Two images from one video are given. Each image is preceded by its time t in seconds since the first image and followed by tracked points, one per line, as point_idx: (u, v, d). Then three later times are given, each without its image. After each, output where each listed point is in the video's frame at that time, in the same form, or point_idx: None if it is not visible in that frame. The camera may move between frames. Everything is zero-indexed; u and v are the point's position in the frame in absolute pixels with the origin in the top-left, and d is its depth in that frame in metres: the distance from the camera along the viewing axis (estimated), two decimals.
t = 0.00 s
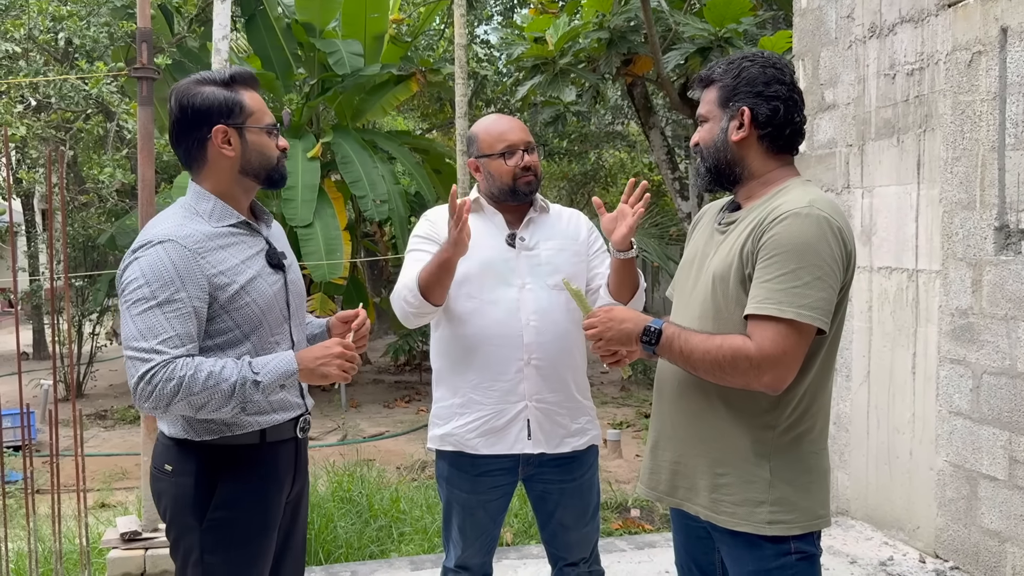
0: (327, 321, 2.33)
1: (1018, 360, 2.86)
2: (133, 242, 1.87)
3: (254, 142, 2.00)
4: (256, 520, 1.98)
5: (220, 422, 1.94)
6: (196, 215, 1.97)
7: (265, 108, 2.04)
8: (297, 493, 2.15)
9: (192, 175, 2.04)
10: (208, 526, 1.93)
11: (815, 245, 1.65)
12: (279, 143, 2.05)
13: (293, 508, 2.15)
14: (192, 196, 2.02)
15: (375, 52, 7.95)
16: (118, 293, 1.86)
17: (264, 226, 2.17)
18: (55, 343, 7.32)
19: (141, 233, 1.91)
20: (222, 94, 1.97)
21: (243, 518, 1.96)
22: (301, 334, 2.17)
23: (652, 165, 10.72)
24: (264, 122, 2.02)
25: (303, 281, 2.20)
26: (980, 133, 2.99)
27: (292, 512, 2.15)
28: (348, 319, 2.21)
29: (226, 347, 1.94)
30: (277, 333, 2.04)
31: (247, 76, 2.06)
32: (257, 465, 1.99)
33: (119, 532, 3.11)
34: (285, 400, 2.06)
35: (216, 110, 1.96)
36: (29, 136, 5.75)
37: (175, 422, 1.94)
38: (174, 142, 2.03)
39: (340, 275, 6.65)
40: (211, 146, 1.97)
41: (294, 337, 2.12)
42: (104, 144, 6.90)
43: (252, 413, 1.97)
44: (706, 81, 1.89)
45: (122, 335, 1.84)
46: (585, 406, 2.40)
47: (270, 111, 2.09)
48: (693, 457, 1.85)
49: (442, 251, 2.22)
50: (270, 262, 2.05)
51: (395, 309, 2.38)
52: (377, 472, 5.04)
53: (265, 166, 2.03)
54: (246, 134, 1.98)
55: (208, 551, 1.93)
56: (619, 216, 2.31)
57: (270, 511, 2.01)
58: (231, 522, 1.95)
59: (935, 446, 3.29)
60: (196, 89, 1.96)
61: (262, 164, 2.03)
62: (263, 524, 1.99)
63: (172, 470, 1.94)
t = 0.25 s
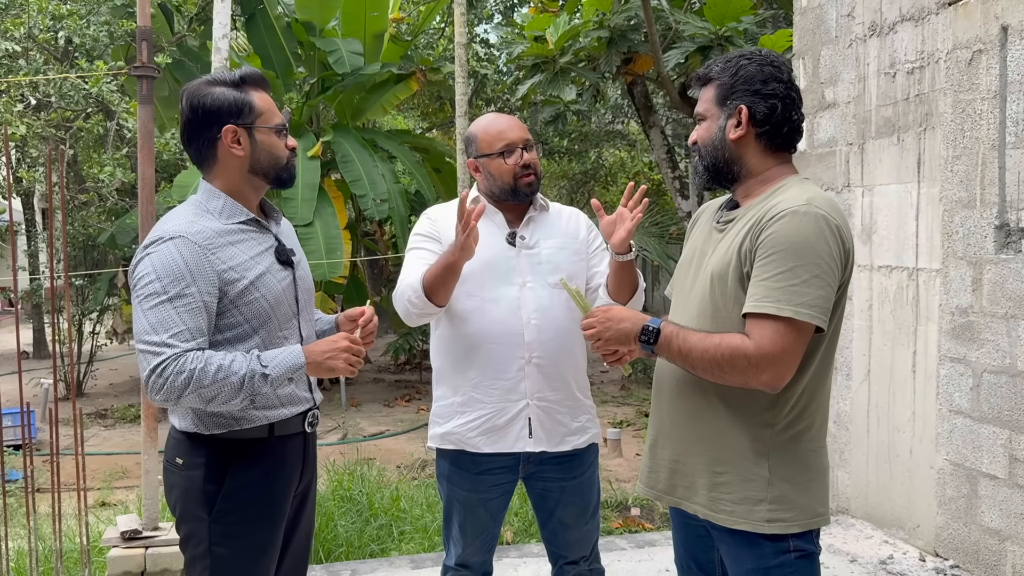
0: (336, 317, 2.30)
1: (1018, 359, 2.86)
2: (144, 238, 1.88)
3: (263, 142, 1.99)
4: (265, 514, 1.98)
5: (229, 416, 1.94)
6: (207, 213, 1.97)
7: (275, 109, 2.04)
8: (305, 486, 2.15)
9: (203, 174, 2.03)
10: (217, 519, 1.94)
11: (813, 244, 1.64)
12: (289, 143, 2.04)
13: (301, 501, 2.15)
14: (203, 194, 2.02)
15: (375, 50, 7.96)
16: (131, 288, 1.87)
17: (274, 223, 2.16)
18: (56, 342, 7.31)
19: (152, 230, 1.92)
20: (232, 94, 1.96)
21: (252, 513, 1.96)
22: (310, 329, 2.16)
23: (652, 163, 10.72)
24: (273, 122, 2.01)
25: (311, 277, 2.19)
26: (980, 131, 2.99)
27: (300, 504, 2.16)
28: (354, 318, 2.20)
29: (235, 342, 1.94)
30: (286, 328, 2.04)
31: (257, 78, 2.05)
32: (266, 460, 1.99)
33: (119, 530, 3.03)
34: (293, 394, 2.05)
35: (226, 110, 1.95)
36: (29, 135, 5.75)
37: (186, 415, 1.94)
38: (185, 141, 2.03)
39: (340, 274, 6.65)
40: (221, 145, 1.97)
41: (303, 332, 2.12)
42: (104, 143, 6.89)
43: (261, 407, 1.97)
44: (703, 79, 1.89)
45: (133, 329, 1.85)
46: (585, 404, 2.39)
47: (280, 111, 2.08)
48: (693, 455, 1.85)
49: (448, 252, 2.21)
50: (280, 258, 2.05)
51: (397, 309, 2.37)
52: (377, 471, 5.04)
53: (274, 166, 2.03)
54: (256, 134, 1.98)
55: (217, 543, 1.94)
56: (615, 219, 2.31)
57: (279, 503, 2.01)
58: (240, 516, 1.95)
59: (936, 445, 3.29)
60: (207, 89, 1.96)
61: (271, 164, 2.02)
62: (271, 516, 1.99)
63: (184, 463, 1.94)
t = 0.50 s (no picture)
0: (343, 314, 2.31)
1: (1018, 358, 2.86)
2: (155, 234, 1.88)
3: (270, 142, 1.99)
4: (274, 509, 1.99)
5: (238, 411, 1.94)
6: (216, 211, 1.97)
7: (282, 109, 2.03)
8: (313, 482, 2.15)
9: (211, 173, 2.03)
10: (226, 515, 1.94)
11: (809, 243, 1.64)
12: (296, 144, 2.04)
13: (309, 497, 2.16)
14: (211, 193, 2.02)
15: (375, 49, 7.96)
16: (141, 284, 1.87)
17: (280, 222, 2.16)
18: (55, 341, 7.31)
19: (161, 227, 1.92)
20: (240, 95, 1.96)
21: (261, 508, 1.97)
22: (317, 326, 2.16)
23: (652, 162, 10.72)
24: (280, 123, 2.01)
25: (318, 275, 2.19)
26: (979, 130, 2.99)
27: (308, 500, 2.16)
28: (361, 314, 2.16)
29: (244, 337, 1.94)
30: (294, 324, 2.04)
31: (264, 80, 2.05)
32: (275, 456, 1.99)
33: (119, 529, 2.98)
34: (301, 389, 2.05)
35: (234, 111, 1.95)
36: (29, 134, 5.74)
37: (196, 410, 1.95)
38: (193, 141, 2.03)
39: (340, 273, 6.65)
40: (228, 145, 1.97)
41: (311, 328, 2.12)
42: (103, 142, 6.89)
43: (269, 402, 1.97)
44: (700, 79, 1.89)
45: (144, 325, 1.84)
46: (585, 403, 2.39)
47: (287, 113, 2.07)
48: (689, 455, 1.85)
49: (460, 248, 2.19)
50: (287, 255, 2.04)
51: (399, 305, 2.35)
52: (377, 470, 5.04)
53: (280, 166, 2.02)
54: (263, 135, 1.98)
55: (226, 538, 1.94)
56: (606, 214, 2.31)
57: (288, 498, 2.01)
58: (249, 511, 1.96)
59: (935, 443, 3.29)
60: (215, 90, 1.96)
61: (278, 164, 2.02)
62: (279, 511, 2.00)
63: (194, 459, 1.96)
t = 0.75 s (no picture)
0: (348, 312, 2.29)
1: (1017, 356, 2.86)
2: (162, 232, 1.88)
3: (275, 143, 1.98)
4: (281, 505, 1.99)
5: (243, 408, 1.94)
6: (222, 210, 1.97)
7: (287, 110, 2.02)
8: (318, 478, 2.15)
9: (217, 173, 2.03)
10: (233, 511, 1.94)
11: (808, 232, 1.65)
12: (301, 145, 2.03)
13: (314, 494, 2.16)
14: (217, 192, 2.01)
15: (374, 48, 7.97)
16: (149, 281, 1.87)
17: (285, 220, 2.16)
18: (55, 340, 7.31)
19: (168, 225, 1.92)
20: (245, 97, 1.95)
21: (268, 503, 1.97)
22: (322, 324, 2.16)
23: (651, 161, 10.73)
24: (285, 124, 2.00)
25: (323, 274, 2.19)
26: (978, 129, 2.99)
27: (313, 497, 2.15)
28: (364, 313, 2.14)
29: (250, 333, 1.94)
30: (299, 321, 2.04)
31: (270, 82, 2.04)
32: (281, 452, 1.99)
33: (118, 528, 2.95)
34: (306, 386, 2.05)
35: (239, 112, 1.95)
36: (28, 133, 5.74)
37: (202, 407, 1.95)
38: (201, 142, 2.03)
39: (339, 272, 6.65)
40: (234, 145, 1.96)
41: (316, 326, 2.11)
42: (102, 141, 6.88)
43: (274, 399, 1.97)
44: (700, 78, 1.86)
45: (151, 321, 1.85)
46: (584, 401, 2.40)
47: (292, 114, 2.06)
48: (686, 448, 1.85)
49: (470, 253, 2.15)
50: (293, 253, 2.04)
51: (399, 307, 2.35)
52: (376, 469, 5.04)
53: (285, 167, 2.01)
54: (268, 136, 1.97)
55: (232, 534, 1.94)
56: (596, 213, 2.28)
57: (294, 495, 2.02)
58: (256, 507, 1.96)
59: (934, 442, 3.29)
60: (222, 92, 1.96)
61: (283, 164, 2.01)
62: (285, 508, 2.00)
63: (201, 456, 1.95)
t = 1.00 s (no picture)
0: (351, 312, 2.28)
1: (1016, 355, 2.86)
2: (166, 230, 1.89)
3: (278, 143, 1.98)
4: (283, 503, 1.99)
5: (246, 407, 1.94)
6: (226, 209, 1.97)
7: (291, 111, 2.02)
8: (320, 475, 2.16)
9: (221, 173, 2.03)
10: (235, 509, 1.95)
11: (815, 233, 1.67)
12: (305, 146, 2.02)
13: (316, 491, 2.16)
14: (221, 192, 2.02)
15: (373, 47, 7.98)
16: (153, 279, 1.88)
17: (290, 221, 2.15)
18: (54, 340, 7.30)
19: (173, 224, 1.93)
20: (249, 98, 1.96)
21: (270, 501, 1.97)
22: (325, 324, 2.15)
23: (650, 160, 10.73)
24: (289, 124, 2.00)
25: (327, 274, 2.18)
26: (977, 128, 2.99)
27: (315, 494, 2.16)
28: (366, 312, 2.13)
29: (253, 332, 1.94)
30: (302, 320, 2.03)
31: (274, 82, 2.04)
32: (283, 450, 1.99)
33: (118, 528, 2.94)
34: (309, 385, 2.05)
35: (242, 113, 1.95)
36: (26, 133, 5.73)
37: (206, 405, 1.95)
38: (205, 142, 2.04)
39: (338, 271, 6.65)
40: (237, 146, 1.96)
41: (319, 325, 2.11)
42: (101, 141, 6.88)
43: (277, 398, 1.97)
44: (705, 81, 1.87)
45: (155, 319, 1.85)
46: (583, 402, 2.40)
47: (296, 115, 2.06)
48: (685, 456, 1.85)
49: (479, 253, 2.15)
50: (296, 253, 2.04)
51: (399, 306, 2.34)
52: (376, 468, 5.04)
53: (288, 167, 2.01)
54: (271, 136, 1.96)
55: (234, 531, 1.95)
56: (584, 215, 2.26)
57: (296, 492, 2.02)
58: (258, 505, 1.96)
59: (933, 441, 3.29)
60: (226, 93, 1.96)
61: (286, 164, 2.00)
62: (288, 506, 2.00)
63: (204, 454, 1.96)
